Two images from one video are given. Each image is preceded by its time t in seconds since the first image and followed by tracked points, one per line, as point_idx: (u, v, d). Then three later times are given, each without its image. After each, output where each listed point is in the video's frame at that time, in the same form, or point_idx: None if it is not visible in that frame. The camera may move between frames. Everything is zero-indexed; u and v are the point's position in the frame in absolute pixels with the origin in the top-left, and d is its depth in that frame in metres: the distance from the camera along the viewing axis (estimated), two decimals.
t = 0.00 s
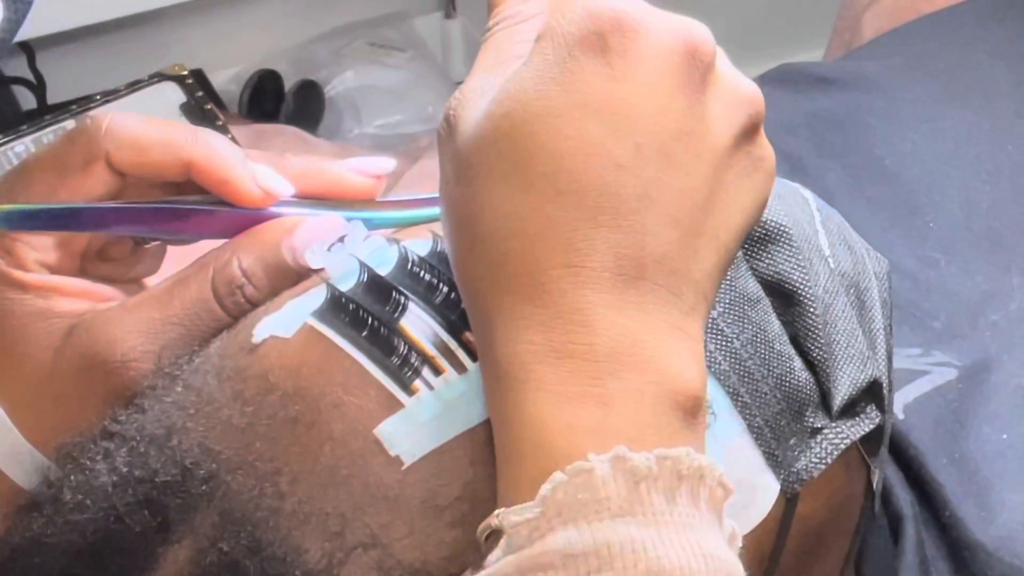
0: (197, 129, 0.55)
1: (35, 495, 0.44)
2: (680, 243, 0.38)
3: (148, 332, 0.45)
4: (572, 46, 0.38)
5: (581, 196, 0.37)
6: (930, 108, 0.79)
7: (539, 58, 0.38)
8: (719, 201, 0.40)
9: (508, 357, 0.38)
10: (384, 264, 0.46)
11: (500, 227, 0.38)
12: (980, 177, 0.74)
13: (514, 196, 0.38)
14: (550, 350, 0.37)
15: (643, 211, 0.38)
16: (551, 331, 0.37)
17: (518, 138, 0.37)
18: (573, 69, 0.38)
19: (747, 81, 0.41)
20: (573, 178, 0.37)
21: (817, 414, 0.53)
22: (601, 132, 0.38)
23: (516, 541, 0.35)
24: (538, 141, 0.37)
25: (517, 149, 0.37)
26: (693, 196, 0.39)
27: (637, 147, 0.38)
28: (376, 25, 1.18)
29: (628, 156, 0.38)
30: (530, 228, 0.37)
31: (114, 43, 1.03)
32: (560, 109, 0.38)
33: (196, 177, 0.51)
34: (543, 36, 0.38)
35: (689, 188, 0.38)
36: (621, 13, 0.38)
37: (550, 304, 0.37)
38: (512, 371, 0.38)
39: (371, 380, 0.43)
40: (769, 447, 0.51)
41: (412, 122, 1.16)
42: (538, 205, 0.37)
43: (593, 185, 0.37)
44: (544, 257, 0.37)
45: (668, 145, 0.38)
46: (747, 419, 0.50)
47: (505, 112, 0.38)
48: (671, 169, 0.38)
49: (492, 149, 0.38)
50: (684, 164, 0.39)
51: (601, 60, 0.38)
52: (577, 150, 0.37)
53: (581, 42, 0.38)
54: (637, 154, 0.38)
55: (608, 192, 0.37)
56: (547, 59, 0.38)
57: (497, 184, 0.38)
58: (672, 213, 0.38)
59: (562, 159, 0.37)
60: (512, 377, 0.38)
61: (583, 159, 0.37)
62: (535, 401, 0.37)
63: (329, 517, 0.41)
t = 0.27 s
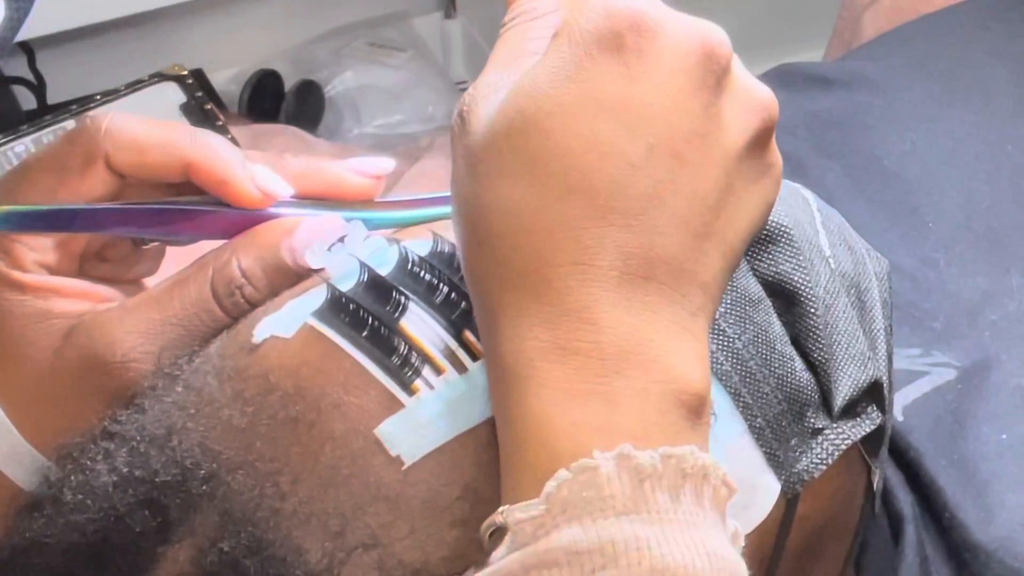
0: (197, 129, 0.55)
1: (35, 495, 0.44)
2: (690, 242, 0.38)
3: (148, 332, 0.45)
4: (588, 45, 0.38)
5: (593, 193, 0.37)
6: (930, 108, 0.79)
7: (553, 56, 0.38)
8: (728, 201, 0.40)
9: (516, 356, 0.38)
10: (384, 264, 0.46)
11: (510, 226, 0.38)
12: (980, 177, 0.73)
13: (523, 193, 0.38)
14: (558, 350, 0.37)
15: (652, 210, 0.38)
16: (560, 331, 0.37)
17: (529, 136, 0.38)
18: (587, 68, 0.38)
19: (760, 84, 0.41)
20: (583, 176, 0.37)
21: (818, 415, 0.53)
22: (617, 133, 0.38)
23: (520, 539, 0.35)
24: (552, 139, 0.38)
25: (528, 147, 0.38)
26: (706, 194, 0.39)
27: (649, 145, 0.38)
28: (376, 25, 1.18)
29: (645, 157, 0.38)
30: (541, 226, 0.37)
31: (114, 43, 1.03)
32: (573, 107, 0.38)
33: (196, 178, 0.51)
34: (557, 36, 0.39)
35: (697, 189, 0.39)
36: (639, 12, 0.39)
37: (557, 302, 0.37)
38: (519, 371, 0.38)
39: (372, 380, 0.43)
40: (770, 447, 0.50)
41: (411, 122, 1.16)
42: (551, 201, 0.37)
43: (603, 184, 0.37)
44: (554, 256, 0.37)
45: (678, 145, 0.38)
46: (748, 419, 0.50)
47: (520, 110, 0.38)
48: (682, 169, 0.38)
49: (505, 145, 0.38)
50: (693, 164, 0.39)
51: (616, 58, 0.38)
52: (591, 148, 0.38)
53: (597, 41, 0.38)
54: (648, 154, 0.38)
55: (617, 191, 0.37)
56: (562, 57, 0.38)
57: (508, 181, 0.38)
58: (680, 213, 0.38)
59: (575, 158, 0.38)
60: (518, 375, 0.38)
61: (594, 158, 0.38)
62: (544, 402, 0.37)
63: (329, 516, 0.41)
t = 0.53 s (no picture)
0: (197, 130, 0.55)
1: (36, 496, 0.44)
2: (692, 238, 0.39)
3: (149, 333, 0.45)
4: (586, 40, 0.39)
5: (596, 188, 0.37)
6: (929, 107, 0.79)
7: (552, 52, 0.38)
8: (728, 200, 0.40)
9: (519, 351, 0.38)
10: (384, 265, 0.46)
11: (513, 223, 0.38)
12: (978, 175, 0.73)
13: (526, 190, 0.38)
14: (559, 345, 0.37)
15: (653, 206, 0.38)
16: (562, 325, 0.37)
17: (529, 133, 0.38)
18: (586, 63, 0.38)
19: (759, 81, 0.42)
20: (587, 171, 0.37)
21: (818, 415, 0.53)
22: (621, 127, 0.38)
23: (522, 535, 0.35)
24: (557, 133, 0.38)
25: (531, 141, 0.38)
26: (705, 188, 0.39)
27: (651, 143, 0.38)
28: (376, 25, 1.18)
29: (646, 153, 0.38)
30: (544, 220, 0.37)
31: (114, 43, 1.03)
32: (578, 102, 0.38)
33: (196, 178, 0.51)
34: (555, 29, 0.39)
35: (698, 183, 0.39)
36: (637, 9, 0.39)
37: (559, 298, 0.37)
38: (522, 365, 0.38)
39: (371, 381, 0.43)
40: (770, 447, 0.50)
41: (411, 123, 1.15)
42: (555, 196, 0.37)
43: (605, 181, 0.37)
44: (556, 251, 0.37)
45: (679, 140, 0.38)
46: (749, 419, 0.50)
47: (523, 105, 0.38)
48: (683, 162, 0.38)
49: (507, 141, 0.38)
50: (694, 158, 0.39)
51: (615, 53, 0.39)
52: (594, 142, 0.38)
53: (595, 36, 0.38)
54: (650, 148, 0.38)
55: (618, 185, 0.38)
56: (561, 53, 0.38)
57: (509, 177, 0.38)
58: (680, 207, 0.38)
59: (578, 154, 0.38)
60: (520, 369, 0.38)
61: (597, 152, 0.38)
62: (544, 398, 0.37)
63: (330, 517, 0.41)
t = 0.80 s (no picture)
0: (198, 129, 0.55)
1: (35, 495, 0.44)
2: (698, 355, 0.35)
3: (149, 333, 0.45)
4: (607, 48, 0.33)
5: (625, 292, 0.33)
6: (928, 107, 0.79)
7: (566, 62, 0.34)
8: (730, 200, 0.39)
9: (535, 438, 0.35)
10: (383, 265, 0.47)
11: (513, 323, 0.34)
12: (978, 174, 0.73)
13: (537, 262, 0.33)
14: (570, 443, 0.35)
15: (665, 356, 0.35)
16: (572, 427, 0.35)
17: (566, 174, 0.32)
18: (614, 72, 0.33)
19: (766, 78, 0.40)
20: (628, 269, 0.32)
21: (817, 414, 0.53)
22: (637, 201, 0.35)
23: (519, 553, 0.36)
24: (588, 203, 0.32)
25: (553, 219, 0.32)
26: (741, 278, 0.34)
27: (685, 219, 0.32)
28: (376, 25, 1.18)
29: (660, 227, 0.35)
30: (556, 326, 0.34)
31: (114, 43, 1.03)
32: (600, 251, 0.32)
33: (196, 178, 0.52)
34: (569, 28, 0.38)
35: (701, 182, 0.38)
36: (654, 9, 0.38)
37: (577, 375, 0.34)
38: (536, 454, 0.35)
39: (370, 380, 0.44)
40: (768, 447, 0.50)
41: (412, 122, 1.13)
42: (583, 296, 0.33)
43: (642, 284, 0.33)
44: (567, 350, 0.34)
45: (712, 284, 0.33)
46: (746, 418, 0.50)
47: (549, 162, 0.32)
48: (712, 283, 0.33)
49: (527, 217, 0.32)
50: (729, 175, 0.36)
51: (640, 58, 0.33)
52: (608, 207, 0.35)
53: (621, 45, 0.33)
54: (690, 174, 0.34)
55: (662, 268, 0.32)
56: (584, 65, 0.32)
57: (521, 273, 0.33)
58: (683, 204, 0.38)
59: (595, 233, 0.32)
60: (534, 465, 0.35)
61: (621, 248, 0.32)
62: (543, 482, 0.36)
63: (329, 517, 0.41)
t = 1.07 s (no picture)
0: (201, 130, 0.55)
1: (36, 496, 0.44)
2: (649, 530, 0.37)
3: (150, 333, 0.45)
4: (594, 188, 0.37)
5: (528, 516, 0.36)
6: (929, 108, 0.79)
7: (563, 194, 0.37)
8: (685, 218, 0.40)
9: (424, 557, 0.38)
10: (383, 265, 0.48)
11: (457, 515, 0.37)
12: (979, 176, 0.73)
13: (458, 493, 0.37)
14: (480, 566, 0.37)
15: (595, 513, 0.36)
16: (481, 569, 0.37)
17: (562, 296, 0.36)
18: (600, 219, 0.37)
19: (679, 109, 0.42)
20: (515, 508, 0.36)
21: (817, 415, 0.53)
22: (618, 336, 0.35)
23: None
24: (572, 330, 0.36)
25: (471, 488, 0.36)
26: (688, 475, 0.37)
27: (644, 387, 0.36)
28: (377, 26, 1.18)
29: (632, 377, 0.36)
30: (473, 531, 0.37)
31: (113, 43, 1.03)
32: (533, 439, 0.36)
33: (198, 178, 0.52)
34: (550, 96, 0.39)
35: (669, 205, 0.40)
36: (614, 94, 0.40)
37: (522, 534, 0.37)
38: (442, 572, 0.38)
39: (371, 381, 0.44)
40: (769, 448, 0.51)
41: (412, 123, 1.12)
42: (488, 511, 0.36)
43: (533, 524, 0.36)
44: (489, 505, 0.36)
45: (621, 490, 0.36)
46: (748, 419, 0.50)
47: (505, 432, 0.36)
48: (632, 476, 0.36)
49: (501, 375, 0.38)
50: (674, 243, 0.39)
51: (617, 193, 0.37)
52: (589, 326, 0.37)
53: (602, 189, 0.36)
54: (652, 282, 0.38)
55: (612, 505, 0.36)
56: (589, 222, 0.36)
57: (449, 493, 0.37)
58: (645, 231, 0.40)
59: (549, 421, 0.35)
60: None
61: (561, 437, 0.35)
62: None
63: (331, 520, 0.40)
